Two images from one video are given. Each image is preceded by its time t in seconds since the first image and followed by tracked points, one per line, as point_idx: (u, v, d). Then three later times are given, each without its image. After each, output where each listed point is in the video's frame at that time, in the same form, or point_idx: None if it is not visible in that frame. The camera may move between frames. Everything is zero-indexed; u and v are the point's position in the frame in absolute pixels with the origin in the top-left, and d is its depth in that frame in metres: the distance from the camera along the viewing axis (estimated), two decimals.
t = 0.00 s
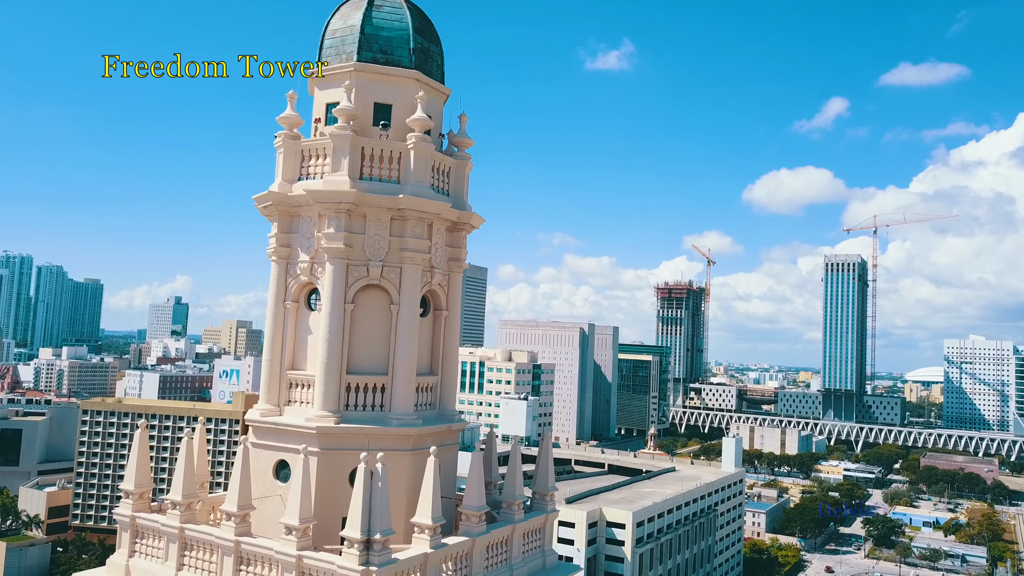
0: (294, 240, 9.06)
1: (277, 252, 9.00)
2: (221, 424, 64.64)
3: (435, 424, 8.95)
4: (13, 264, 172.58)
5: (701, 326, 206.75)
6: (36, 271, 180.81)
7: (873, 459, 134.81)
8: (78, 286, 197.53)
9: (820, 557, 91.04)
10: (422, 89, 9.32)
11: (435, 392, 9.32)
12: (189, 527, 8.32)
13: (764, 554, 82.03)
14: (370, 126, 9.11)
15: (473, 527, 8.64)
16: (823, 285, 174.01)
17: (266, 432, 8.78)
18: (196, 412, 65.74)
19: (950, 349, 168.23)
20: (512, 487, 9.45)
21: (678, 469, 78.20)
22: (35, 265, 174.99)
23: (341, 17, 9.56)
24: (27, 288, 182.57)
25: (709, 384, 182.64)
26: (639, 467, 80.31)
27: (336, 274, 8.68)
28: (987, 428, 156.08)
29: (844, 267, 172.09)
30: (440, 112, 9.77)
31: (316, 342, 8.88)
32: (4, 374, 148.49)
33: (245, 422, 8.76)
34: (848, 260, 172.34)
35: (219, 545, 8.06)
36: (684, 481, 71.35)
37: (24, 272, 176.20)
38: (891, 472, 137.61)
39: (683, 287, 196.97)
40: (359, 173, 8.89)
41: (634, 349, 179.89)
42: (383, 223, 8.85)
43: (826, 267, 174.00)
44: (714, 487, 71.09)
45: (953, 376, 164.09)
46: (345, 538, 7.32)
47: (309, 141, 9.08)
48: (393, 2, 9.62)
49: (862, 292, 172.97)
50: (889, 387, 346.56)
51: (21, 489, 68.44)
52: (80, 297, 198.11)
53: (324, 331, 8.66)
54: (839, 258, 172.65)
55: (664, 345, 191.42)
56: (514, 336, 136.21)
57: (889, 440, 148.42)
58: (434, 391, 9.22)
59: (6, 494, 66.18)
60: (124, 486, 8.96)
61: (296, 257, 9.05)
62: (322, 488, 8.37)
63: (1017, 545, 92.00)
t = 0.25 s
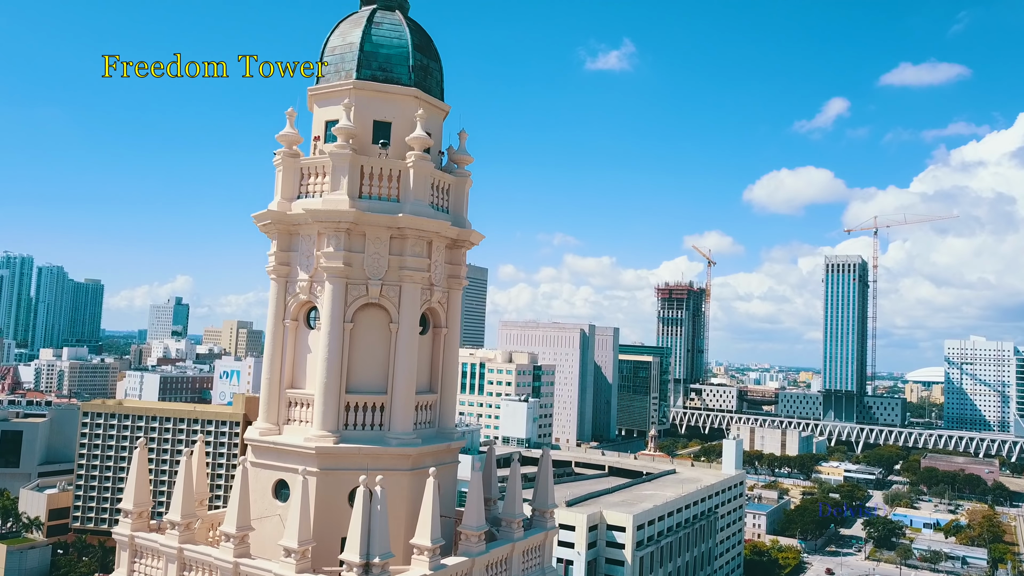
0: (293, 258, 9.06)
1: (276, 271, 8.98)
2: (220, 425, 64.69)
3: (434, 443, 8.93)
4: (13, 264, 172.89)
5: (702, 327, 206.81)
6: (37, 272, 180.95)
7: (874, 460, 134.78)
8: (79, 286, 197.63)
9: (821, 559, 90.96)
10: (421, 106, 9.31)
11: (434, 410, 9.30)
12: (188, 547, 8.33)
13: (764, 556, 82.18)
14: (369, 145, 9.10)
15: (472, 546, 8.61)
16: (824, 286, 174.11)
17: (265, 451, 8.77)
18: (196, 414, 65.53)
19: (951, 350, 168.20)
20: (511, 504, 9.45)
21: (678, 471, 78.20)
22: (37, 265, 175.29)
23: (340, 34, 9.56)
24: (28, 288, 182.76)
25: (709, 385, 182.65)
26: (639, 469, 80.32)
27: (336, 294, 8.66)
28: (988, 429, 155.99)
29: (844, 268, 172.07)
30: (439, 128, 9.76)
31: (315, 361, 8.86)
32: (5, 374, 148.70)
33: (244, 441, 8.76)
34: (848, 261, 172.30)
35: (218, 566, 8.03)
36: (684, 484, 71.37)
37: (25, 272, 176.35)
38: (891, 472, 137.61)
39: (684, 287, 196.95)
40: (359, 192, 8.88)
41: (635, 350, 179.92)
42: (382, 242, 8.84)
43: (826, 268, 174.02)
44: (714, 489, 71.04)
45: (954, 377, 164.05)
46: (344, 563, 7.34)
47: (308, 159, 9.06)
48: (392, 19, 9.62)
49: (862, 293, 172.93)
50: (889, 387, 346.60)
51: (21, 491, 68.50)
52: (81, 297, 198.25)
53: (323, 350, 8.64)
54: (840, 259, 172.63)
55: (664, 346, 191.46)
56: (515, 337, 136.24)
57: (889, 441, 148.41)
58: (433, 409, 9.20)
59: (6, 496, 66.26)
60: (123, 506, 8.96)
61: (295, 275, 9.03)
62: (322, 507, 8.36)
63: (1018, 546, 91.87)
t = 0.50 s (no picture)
0: (292, 276, 9.05)
1: (275, 288, 8.97)
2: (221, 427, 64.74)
3: (433, 462, 8.93)
4: (14, 265, 173.29)
5: (702, 327, 206.77)
6: (37, 273, 181.43)
7: (874, 461, 134.78)
8: (80, 286, 198.04)
9: (822, 561, 90.94)
10: (420, 124, 9.30)
11: (433, 429, 9.30)
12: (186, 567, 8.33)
13: (764, 558, 82.40)
14: (369, 162, 9.09)
15: (470, 567, 8.55)
16: (824, 286, 174.03)
17: (263, 471, 8.76)
18: (195, 416, 65.74)
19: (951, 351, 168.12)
20: (510, 523, 9.46)
21: (679, 474, 78.24)
22: (37, 266, 175.66)
23: (340, 51, 9.54)
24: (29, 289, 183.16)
25: (709, 385, 182.71)
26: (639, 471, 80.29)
27: (335, 312, 8.66)
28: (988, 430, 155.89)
29: (845, 268, 172.03)
30: (439, 145, 9.75)
31: (314, 381, 8.85)
32: (5, 375, 148.86)
33: (243, 460, 8.77)
34: (848, 261, 172.20)
35: None
36: (684, 486, 71.37)
37: (26, 273, 176.75)
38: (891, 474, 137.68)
39: (684, 288, 196.93)
40: (358, 211, 8.87)
41: (635, 351, 179.97)
42: (382, 261, 8.82)
43: (827, 269, 173.86)
44: (714, 492, 71.08)
45: (954, 378, 163.92)
46: None
47: (307, 177, 9.04)
48: (392, 36, 9.62)
49: (863, 293, 172.84)
50: (890, 387, 346.46)
51: (22, 492, 68.53)
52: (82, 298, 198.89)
53: (323, 369, 8.63)
54: (840, 259, 172.57)
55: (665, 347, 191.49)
56: (515, 338, 136.33)
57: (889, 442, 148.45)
58: (432, 428, 9.19)
59: (7, 498, 66.46)
60: (122, 525, 8.96)
61: (294, 294, 9.01)
62: (320, 529, 8.34)
63: (1020, 548, 91.79)
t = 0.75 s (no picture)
0: (292, 294, 9.03)
1: (275, 307, 8.95)
2: (223, 429, 65.89)
3: (433, 482, 8.93)
4: (14, 265, 173.60)
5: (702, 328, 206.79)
6: (38, 273, 181.63)
7: (874, 462, 134.69)
8: (80, 287, 198.20)
9: (822, 563, 90.81)
10: (420, 142, 9.29)
11: (433, 448, 9.28)
12: None
13: (765, 560, 82.66)
14: (368, 181, 9.08)
15: None
16: (824, 287, 174.03)
17: (262, 490, 8.76)
18: (195, 418, 66.54)
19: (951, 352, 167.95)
20: (509, 542, 9.44)
21: (679, 476, 78.19)
22: (38, 267, 175.87)
23: (339, 68, 9.53)
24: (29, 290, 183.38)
25: (710, 386, 182.56)
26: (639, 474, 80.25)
27: (334, 333, 8.64)
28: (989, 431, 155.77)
29: (845, 269, 172.08)
30: (438, 161, 9.73)
31: (313, 400, 8.84)
32: (5, 376, 148.90)
33: (242, 480, 8.76)
34: (849, 262, 172.16)
35: None
36: (684, 489, 71.31)
37: (27, 273, 177.00)
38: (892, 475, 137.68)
39: (684, 289, 196.88)
40: (358, 231, 8.86)
41: (636, 351, 179.89)
42: (381, 280, 8.79)
43: (827, 269, 173.80)
44: (714, 494, 70.99)
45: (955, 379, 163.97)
46: None
47: (306, 197, 9.03)
48: (392, 53, 9.59)
49: (863, 294, 172.86)
50: (891, 388, 346.42)
51: (22, 495, 68.51)
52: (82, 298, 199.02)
53: (322, 389, 8.62)
54: (840, 260, 172.51)
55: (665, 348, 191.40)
56: (515, 339, 136.32)
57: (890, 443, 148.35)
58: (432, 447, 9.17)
59: (7, 500, 66.44)
60: (121, 545, 8.97)
61: (294, 313, 9.00)
62: (318, 549, 8.33)
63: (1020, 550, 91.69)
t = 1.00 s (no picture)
0: (291, 314, 9.01)
1: (274, 327, 8.94)
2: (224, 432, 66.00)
3: (433, 502, 8.93)
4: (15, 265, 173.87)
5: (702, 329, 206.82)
6: (38, 274, 181.82)
7: (875, 463, 134.66)
8: (80, 287, 198.52)
9: (823, 565, 90.76)
10: (419, 161, 9.29)
11: (432, 466, 9.27)
12: None
13: (766, 561, 83.11)
14: (368, 201, 9.05)
15: None
16: (824, 288, 174.00)
17: (262, 510, 8.76)
18: (196, 420, 66.81)
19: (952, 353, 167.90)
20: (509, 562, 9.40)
21: (679, 478, 78.17)
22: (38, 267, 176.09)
23: (339, 87, 9.51)
24: (30, 290, 183.59)
25: (710, 387, 182.50)
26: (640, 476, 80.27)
27: (333, 354, 8.62)
28: (990, 432, 155.80)
29: (846, 270, 172.09)
30: (438, 180, 9.73)
31: (312, 421, 8.83)
32: (7, 376, 148.99)
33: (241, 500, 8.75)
34: (849, 262, 172.18)
35: None
36: (685, 491, 71.25)
37: (27, 274, 177.25)
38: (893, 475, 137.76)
39: (685, 289, 196.85)
40: (357, 250, 8.85)
41: (637, 352, 180.00)
42: (380, 299, 8.77)
43: (828, 270, 173.78)
44: (714, 497, 70.89)
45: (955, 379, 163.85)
46: None
47: (305, 216, 9.03)
48: (391, 71, 9.58)
49: (864, 295, 172.90)
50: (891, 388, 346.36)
51: (22, 497, 68.44)
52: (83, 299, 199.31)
53: (321, 410, 8.60)
54: (841, 261, 172.49)
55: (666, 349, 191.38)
56: (516, 340, 136.39)
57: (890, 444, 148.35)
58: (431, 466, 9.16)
59: (7, 502, 66.37)
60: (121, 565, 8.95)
61: (293, 332, 8.98)
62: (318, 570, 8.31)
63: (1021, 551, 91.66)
